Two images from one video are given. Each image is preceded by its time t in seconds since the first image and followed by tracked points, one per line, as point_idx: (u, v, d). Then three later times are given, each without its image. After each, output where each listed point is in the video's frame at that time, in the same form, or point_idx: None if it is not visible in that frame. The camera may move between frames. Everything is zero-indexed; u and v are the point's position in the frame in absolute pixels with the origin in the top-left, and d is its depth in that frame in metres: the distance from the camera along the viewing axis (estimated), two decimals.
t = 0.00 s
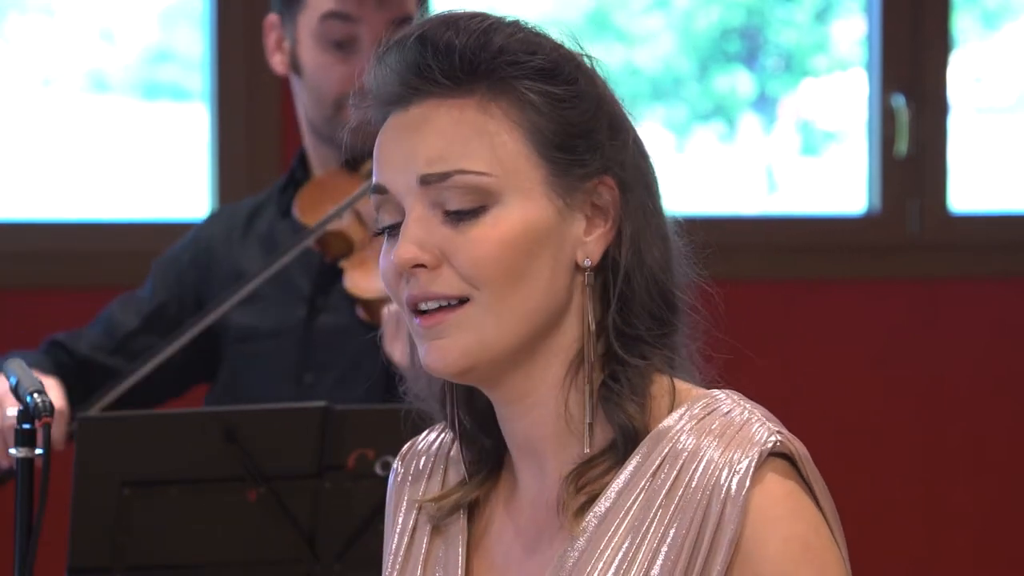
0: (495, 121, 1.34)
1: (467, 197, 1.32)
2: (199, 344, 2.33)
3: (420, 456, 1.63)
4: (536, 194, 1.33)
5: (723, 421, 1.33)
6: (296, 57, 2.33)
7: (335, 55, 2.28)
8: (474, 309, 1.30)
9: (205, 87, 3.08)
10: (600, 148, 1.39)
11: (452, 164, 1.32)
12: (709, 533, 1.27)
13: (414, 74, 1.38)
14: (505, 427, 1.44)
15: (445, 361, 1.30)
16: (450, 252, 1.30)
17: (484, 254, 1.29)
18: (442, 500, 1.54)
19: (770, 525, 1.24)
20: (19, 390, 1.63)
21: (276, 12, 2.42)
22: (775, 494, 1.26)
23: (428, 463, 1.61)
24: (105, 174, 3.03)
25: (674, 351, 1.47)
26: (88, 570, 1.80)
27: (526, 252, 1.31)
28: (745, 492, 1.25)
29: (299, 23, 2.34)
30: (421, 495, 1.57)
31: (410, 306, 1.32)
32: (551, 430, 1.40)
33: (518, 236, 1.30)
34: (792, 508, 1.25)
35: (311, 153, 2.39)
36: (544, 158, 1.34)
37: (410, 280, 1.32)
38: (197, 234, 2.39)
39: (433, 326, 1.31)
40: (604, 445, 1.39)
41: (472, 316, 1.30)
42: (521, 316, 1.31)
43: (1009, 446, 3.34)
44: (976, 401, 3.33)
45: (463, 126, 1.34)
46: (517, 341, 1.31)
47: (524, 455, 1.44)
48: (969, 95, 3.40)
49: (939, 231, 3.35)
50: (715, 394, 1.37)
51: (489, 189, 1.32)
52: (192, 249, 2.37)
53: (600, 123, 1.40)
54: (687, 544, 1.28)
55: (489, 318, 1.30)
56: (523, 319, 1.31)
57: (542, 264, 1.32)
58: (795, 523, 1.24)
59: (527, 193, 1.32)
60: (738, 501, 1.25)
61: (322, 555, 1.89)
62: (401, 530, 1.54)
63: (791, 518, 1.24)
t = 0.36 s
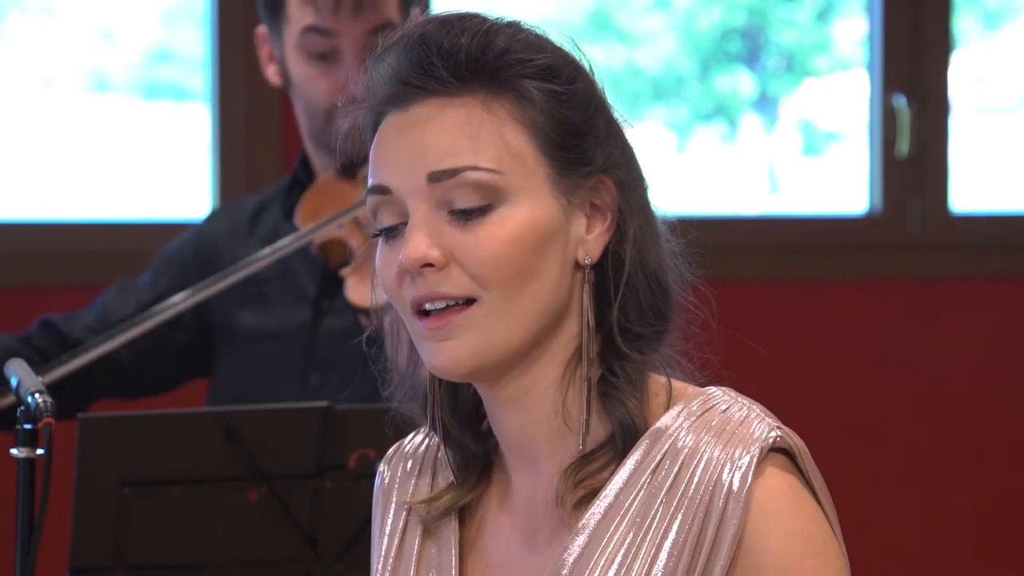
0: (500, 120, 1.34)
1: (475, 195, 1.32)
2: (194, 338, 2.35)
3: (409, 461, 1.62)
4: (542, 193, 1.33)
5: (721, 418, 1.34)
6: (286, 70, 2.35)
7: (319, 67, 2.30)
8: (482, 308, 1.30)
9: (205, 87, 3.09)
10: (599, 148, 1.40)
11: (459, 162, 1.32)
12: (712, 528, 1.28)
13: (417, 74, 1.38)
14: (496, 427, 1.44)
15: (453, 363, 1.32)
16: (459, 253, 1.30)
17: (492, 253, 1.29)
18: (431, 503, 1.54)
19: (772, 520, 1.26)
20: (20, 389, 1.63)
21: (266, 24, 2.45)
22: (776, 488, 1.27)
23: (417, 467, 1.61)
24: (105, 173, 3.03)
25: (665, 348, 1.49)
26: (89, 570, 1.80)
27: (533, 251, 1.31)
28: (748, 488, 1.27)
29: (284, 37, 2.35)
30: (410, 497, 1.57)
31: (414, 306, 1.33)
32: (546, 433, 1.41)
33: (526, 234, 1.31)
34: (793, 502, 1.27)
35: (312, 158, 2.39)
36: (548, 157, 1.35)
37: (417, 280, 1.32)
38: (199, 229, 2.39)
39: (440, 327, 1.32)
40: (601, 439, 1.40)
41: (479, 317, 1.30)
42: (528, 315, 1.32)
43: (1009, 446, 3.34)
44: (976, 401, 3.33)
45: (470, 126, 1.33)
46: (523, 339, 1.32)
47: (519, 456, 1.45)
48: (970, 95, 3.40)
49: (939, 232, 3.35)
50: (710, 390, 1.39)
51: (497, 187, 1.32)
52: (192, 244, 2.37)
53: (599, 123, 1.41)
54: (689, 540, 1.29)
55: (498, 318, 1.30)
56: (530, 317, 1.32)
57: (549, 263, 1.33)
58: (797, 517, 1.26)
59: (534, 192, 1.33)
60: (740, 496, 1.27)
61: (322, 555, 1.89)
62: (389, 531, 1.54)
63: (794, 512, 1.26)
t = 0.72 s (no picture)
0: (509, 119, 1.35)
1: (486, 192, 1.32)
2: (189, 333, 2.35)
3: (399, 462, 1.62)
4: (551, 192, 1.34)
5: (725, 417, 1.36)
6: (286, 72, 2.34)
7: (318, 70, 2.28)
8: (492, 308, 1.30)
9: (207, 87, 3.09)
10: (604, 149, 1.41)
11: (471, 158, 1.32)
12: (722, 523, 1.28)
13: (426, 71, 1.37)
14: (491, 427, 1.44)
15: (465, 364, 1.31)
16: (470, 251, 1.30)
17: (503, 252, 1.30)
18: (421, 505, 1.54)
19: (781, 515, 1.27)
20: (20, 390, 1.62)
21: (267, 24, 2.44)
22: (784, 483, 1.28)
23: (404, 470, 1.60)
24: (105, 173, 3.04)
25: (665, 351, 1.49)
26: (89, 570, 1.80)
27: (541, 250, 1.32)
28: (757, 484, 1.28)
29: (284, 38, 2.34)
30: (399, 498, 1.56)
31: (420, 305, 1.33)
32: (539, 435, 1.40)
33: (537, 233, 1.31)
34: (800, 496, 1.28)
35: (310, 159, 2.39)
36: (556, 157, 1.36)
37: (426, 278, 1.32)
38: (197, 221, 2.39)
39: (451, 332, 1.31)
40: (602, 437, 1.40)
41: (491, 318, 1.30)
42: (537, 314, 1.32)
43: (1010, 445, 3.34)
44: (977, 401, 3.34)
45: (481, 123, 1.34)
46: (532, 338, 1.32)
47: (518, 460, 1.44)
48: (971, 95, 3.41)
49: (939, 232, 3.36)
50: (709, 389, 1.40)
51: (508, 184, 1.32)
52: (189, 234, 2.37)
53: (603, 125, 1.41)
54: (698, 536, 1.29)
55: (508, 316, 1.31)
56: (538, 315, 1.32)
57: (557, 262, 1.33)
58: (806, 510, 1.27)
59: (543, 191, 1.34)
60: (750, 491, 1.28)
61: (323, 555, 1.88)
62: (379, 531, 1.54)
63: (802, 506, 1.27)
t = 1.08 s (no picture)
0: (499, 122, 1.35)
1: (473, 195, 1.33)
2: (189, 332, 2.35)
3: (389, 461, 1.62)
4: (538, 196, 1.35)
5: (719, 413, 1.36)
6: (293, 66, 2.34)
7: (328, 65, 2.28)
8: (477, 311, 1.31)
9: (207, 86, 3.11)
10: (593, 155, 1.41)
11: (459, 161, 1.33)
12: (719, 518, 1.29)
13: (417, 72, 1.38)
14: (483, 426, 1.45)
15: (450, 366, 1.31)
16: (455, 253, 1.31)
17: (489, 255, 1.30)
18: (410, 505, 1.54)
19: (780, 507, 1.27)
20: (21, 390, 1.62)
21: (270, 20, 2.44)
22: (780, 475, 1.29)
23: (395, 471, 1.60)
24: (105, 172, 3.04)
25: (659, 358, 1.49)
26: (91, 569, 1.80)
27: (529, 253, 1.32)
28: (753, 478, 1.29)
29: (291, 33, 2.35)
30: (389, 499, 1.57)
31: (407, 307, 1.33)
32: (529, 435, 1.41)
33: (523, 237, 1.32)
34: (799, 487, 1.28)
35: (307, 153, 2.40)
36: (544, 162, 1.36)
37: (412, 279, 1.32)
38: (189, 207, 2.38)
39: (435, 335, 1.31)
40: (596, 435, 1.41)
41: (475, 322, 1.31)
42: (522, 317, 1.32)
43: (1011, 445, 3.34)
44: (978, 401, 3.34)
45: (469, 126, 1.34)
46: (518, 340, 1.32)
47: (509, 458, 1.45)
48: (972, 95, 3.41)
49: (940, 232, 3.36)
50: (701, 386, 1.41)
51: (496, 187, 1.33)
52: (182, 221, 2.35)
53: (592, 131, 1.42)
54: (694, 533, 1.29)
55: (493, 319, 1.31)
56: (525, 318, 1.33)
57: (544, 266, 1.34)
58: (806, 500, 1.27)
59: (530, 195, 1.34)
60: (747, 486, 1.28)
61: (324, 555, 1.89)
62: (369, 531, 1.54)
63: (800, 497, 1.27)
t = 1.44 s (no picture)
0: (474, 125, 1.36)
1: (443, 199, 1.33)
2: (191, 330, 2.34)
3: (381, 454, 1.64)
4: (513, 199, 1.35)
5: (698, 408, 1.36)
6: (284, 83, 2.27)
7: (320, 85, 2.22)
8: (445, 315, 1.32)
9: (209, 86, 3.10)
10: (577, 155, 1.40)
11: (430, 166, 1.34)
12: (693, 513, 1.29)
13: (396, 73, 1.40)
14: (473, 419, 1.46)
15: (418, 368, 1.32)
16: (423, 256, 1.32)
17: (455, 260, 1.31)
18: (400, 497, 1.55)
19: (759, 499, 1.27)
20: (24, 388, 1.63)
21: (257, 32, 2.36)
22: (759, 466, 1.29)
23: (389, 465, 1.61)
24: (114, 175, 3.04)
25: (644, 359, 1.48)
26: (93, 569, 1.80)
27: (500, 258, 1.33)
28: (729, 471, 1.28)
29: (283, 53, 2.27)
30: (383, 490, 1.57)
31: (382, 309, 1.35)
32: (516, 429, 1.42)
33: (493, 241, 1.32)
34: (779, 481, 1.28)
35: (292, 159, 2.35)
36: (520, 164, 1.36)
37: (383, 283, 1.33)
38: (180, 194, 2.39)
39: (403, 334, 1.33)
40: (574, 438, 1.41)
41: (443, 325, 1.32)
42: (492, 320, 1.33)
43: (1012, 445, 3.34)
44: (980, 400, 3.33)
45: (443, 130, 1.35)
46: (488, 344, 1.33)
47: (496, 448, 1.46)
48: (974, 94, 3.40)
49: (942, 231, 3.36)
50: (683, 382, 1.40)
51: (467, 192, 1.34)
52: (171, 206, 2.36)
53: (577, 131, 1.41)
54: (666, 528, 1.30)
55: (461, 323, 1.32)
56: (496, 322, 1.33)
57: (516, 269, 1.34)
58: (784, 494, 1.27)
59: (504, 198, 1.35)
60: (721, 481, 1.28)
61: (326, 554, 1.91)
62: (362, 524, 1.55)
63: (780, 488, 1.27)
